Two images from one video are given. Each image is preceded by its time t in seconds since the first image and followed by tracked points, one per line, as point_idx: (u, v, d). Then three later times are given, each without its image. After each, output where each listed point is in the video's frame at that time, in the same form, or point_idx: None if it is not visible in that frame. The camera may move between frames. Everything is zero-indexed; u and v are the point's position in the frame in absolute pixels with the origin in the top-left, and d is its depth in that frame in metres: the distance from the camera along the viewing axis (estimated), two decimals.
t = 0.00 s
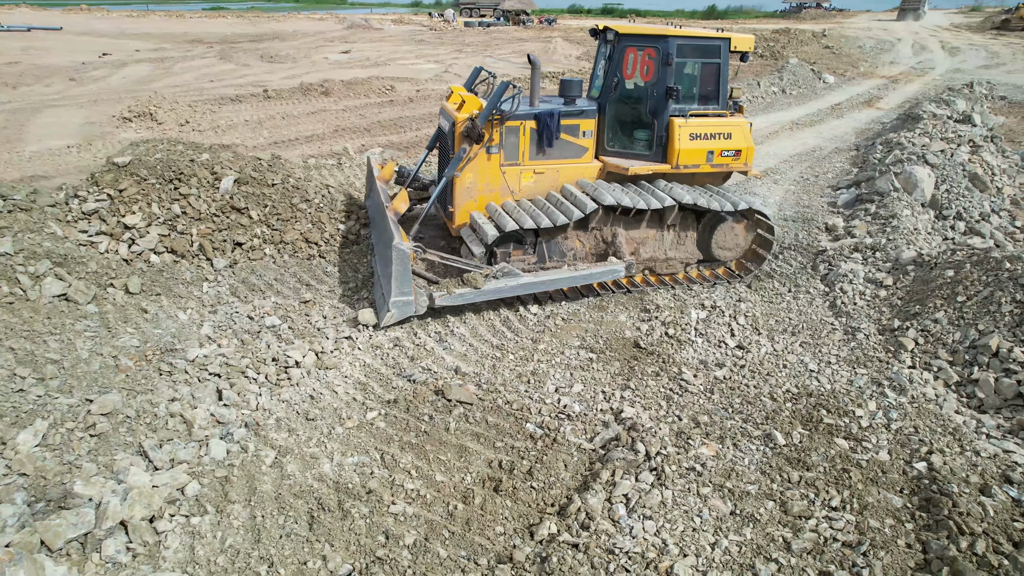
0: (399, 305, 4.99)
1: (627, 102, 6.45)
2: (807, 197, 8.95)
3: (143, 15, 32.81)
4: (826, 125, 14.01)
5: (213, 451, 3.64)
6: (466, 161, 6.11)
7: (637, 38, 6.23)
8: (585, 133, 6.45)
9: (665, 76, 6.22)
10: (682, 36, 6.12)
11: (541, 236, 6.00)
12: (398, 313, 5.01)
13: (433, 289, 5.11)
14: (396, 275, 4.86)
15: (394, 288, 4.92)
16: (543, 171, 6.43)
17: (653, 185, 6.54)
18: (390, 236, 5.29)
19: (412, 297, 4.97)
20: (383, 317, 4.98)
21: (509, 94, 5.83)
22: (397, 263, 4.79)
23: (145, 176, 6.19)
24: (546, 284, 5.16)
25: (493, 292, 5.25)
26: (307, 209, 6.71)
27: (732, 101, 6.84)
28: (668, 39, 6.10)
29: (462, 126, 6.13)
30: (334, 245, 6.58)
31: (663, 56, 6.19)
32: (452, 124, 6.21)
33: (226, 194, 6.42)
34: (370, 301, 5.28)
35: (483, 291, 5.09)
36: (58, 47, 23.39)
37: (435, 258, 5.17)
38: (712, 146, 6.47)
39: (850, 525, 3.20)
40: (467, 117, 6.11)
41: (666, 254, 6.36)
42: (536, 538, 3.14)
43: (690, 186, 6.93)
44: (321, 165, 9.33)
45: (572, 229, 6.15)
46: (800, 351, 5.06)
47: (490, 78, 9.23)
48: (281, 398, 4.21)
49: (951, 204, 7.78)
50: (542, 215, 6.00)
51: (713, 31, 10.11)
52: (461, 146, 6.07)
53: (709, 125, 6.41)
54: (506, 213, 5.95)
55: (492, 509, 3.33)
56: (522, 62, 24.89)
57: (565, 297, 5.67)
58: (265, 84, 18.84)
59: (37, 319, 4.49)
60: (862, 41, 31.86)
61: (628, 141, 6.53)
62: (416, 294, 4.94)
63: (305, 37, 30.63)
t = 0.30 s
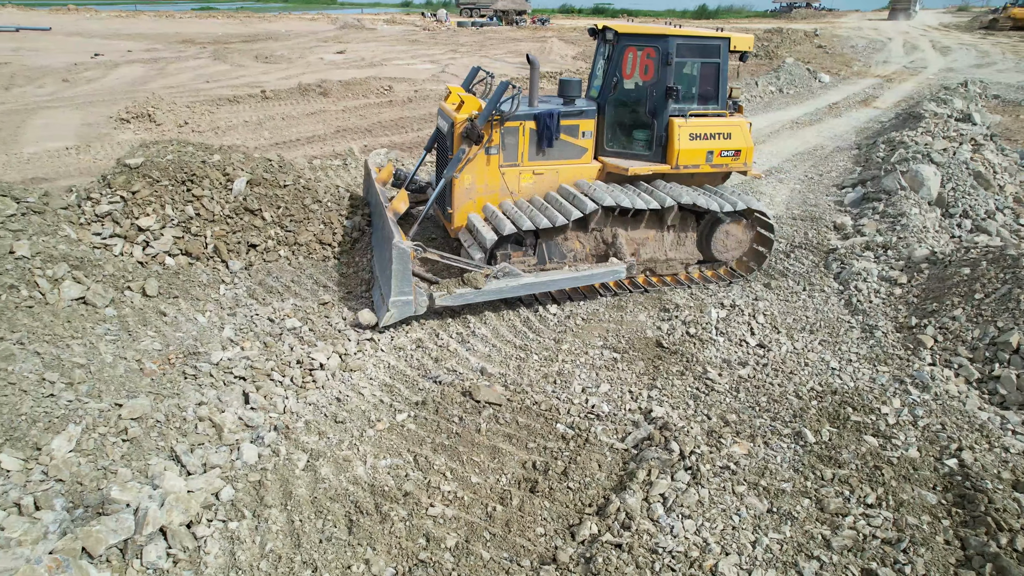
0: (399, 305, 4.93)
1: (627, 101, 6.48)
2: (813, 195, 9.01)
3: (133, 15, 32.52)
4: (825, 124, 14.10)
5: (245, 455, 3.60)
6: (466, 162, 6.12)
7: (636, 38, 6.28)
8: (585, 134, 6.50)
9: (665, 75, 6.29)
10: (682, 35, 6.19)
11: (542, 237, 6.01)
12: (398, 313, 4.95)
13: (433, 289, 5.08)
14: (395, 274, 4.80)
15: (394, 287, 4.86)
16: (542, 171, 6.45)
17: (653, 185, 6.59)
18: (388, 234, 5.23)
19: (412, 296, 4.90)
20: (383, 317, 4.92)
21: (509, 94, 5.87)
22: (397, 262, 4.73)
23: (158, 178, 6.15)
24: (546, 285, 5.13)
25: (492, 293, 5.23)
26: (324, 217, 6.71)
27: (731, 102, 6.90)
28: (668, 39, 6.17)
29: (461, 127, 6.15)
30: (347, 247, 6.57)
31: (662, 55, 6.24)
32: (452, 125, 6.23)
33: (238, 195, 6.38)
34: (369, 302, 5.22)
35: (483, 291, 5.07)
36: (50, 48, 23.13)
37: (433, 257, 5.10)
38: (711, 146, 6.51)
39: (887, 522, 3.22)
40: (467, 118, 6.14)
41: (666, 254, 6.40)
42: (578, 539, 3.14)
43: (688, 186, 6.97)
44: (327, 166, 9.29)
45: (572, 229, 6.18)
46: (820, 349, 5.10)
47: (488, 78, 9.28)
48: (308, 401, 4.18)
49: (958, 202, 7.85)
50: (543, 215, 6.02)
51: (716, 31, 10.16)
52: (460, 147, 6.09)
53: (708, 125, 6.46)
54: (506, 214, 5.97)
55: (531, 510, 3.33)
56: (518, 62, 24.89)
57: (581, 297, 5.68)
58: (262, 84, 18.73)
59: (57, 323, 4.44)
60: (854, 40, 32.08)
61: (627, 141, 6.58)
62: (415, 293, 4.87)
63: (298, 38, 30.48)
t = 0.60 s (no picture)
0: (399, 303, 4.87)
1: (628, 101, 6.53)
2: (819, 194, 9.06)
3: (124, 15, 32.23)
4: (824, 123, 14.20)
5: (278, 459, 3.57)
6: (465, 162, 6.15)
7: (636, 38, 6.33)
8: (585, 134, 6.55)
9: (665, 75, 6.32)
10: (681, 35, 6.23)
11: (542, 239, 5.98)
12: (398, 311, 4.90)
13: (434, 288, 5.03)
14: (396, 270, 4.76)
15: (394, 284, 4.81)
16: (543, 172, 6.49)
17: (654, 185, 6.63)
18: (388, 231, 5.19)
19: (412, 294, 4.84)
20: (382, 315, 4.86)
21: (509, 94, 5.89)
22: (397, 257, 4.70)
23: (171, 180, 6.11)
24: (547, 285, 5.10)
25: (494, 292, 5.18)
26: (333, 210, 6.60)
27: (732, 102, 6.96)
28: (668, 39, 6.20)
29: (460, 128, 6.19)
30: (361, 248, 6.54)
31: (663, 55, 6.29)
32: (451, 126, 6.27)
33: (251, 197, 6.33)
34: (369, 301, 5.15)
35: (484, 290, 5.03)
36: (40, 49, 22.88)
37: (436, 254, 5.04)
38: (712, 146, 6.57)
39: (926, 519, 3.24)
40: (466, 119, 6.18)
41: (667, 255, 6.39)
42: (621, 540, 3.14)
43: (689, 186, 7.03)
44: (333, 167, 9.25)
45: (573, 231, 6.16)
46: (841, 347, 5.13)
47: (485, 79, 9.27)
48: (336, 404, 4.14)
49: (964, 200, 7.91)
50: (544, 217, 6.05)
51: (720, 31, 10.20)
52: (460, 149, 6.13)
53: (708, 126, 6.52)
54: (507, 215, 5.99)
55: (570, 511, 3.33)
56: (514, 62, 24.88)
57: (597, 297, 5.69)
58: (258, 85, 18.62)
59: (79, 328, 4.39)
60: (846, 39, 32.30)
61: (627, 142, 6.62)
62: (416, 291, 4.81)
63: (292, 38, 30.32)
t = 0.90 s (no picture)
0: (399, 303, 4.83)
1: (629, 100, 6.60)
2: (824, 192, 9.12)
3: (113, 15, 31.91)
4: (822, 122, 14.30)
5: (313, 461, 3.54)
6: (465, 163, 6.21)
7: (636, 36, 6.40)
8: (584, 135, 6.63)
9: (665, 73, 6.40)
10: (681, 33, 6.30)
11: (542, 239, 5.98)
12: (398, 311, 4.86)
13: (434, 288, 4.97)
14: (396, 271, 4.71)
15: (394, 284, 4.78)
16: (542, 172, 6.55)
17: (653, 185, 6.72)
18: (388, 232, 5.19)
19: (413, 294, 4.81)
20: (382, 315, 4.82)
21: (509, 94, 5.95)
22: (397, 256, 4.69)
23: (184, 181, 6.07)
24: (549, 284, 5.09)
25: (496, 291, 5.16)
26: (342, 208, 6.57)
27: (732, 101, 7.07)
28: (668, 37, 6.27)
29: (459, 128, 6.24)
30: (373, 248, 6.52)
31: (663, 53, 6.37)
32: (450, 126, 6.31)
33: (264, 198, 6.28)
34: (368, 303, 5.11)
35: (487, 289, 5.01)
36: (30, 49, 22.61)
37: (437, 253, 5.01)
38: (712, 145, 6.66)
39: (963, 514, 3.27)
40: (465, 120, 6.22)
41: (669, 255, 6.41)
42: (663, 538, 3.16)
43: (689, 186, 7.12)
44: (339, 168, 9.22)
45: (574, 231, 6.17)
46: (860, 344, 5.16)
47: (484, 78, 9.24)
48: (365, 405, 4.12)
49: (969, 198, 8.00)
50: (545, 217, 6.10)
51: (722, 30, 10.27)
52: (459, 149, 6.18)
53: (708, 125, 6.63)
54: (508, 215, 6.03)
55: (610, 510, 3.34)
56: (508, 62, 24.87)
57: (614, 296, 5.69)
58: (254, 86, 18.51)
59: (101, 331, 4.34)
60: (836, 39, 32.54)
61: (627, 141, 6.71)
62: (416, 291, 4.77)
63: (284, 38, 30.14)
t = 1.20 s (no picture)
0: (401, 306, 4.80)
1: (631, 99, 6.86)
2: (829, 191, 9.19)
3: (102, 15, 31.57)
4: (819, 121, 14.41)
5: (350, 465, 3.52)
6: (466, 165, 6.44)
7: (637, 37, 6.65)
8: (584, 135, 6.88)
9: (666, 73, 6.67)
10: (681, 33, 6.54)
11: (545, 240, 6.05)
12: (399, 315, 4.84)
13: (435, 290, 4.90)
14: (398, 274, 4.67)
15: (395, 288, 4.75)
16: (543, 173, 6.81)
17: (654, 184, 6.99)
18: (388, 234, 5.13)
19: (414, 298, 4.79)
20: (383, 319, 4.79)
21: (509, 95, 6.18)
22: (399, 260, 4.64)
23: (197, 183, 6.03)
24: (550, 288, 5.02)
25: (498, 293, 5.10)
26: (347, 202, 6.45)
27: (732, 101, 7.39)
28: (668, 37, 6.52)
29: (459, 128, 6.41)
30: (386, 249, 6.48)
31: (664, 53, 6.64)
32: (450, 126, 6.48)
33: (274, 199, 6.24)
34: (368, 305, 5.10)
35: (489, 292, 4.94)
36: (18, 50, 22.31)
37: (431, 254, 4.96)
38: (713, 145, 6.97)
39: (1000, 509, 3.30)
40: (465, 120, 6.40)
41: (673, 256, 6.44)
42: (707, 537, 3.17)
43: (688, 184, 7.40)
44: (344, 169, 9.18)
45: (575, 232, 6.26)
46: (879, 341, 5.20)
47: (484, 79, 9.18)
48: (395, 408, 4.10)
49: (973, 195, 8.06)
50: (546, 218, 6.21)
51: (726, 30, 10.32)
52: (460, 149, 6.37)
53: (709, 125, 6.93)
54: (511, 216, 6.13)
55: (651, 510, 3.36)
56: (503, 62, 24.84)
57: (631, 296, 5.71)
58: (249, 86, 18.38)
59: (124, 335, 4.29)
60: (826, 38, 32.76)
61: (628, 141, 6.97)
62: (418, 295, 4.74)
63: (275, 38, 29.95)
